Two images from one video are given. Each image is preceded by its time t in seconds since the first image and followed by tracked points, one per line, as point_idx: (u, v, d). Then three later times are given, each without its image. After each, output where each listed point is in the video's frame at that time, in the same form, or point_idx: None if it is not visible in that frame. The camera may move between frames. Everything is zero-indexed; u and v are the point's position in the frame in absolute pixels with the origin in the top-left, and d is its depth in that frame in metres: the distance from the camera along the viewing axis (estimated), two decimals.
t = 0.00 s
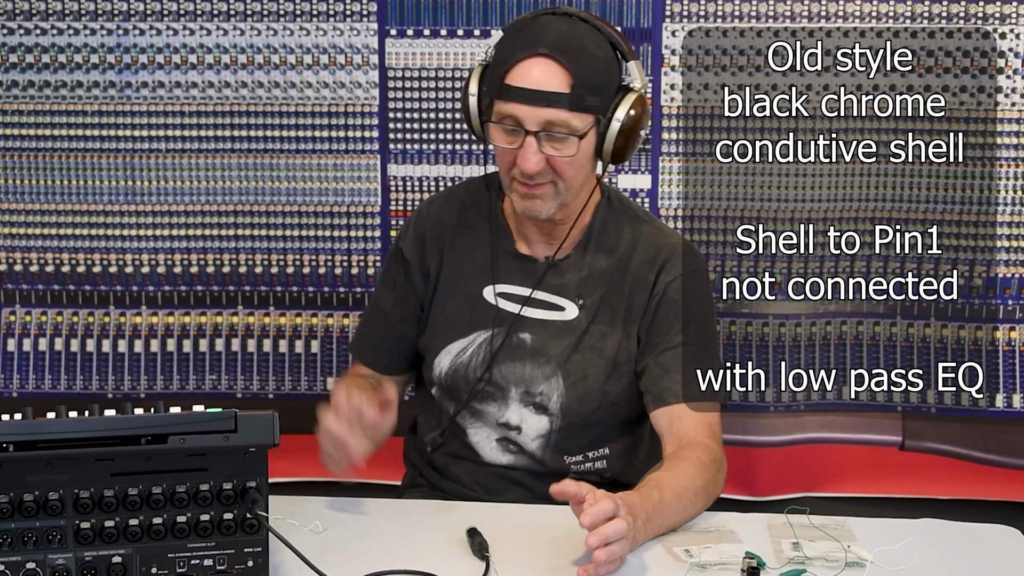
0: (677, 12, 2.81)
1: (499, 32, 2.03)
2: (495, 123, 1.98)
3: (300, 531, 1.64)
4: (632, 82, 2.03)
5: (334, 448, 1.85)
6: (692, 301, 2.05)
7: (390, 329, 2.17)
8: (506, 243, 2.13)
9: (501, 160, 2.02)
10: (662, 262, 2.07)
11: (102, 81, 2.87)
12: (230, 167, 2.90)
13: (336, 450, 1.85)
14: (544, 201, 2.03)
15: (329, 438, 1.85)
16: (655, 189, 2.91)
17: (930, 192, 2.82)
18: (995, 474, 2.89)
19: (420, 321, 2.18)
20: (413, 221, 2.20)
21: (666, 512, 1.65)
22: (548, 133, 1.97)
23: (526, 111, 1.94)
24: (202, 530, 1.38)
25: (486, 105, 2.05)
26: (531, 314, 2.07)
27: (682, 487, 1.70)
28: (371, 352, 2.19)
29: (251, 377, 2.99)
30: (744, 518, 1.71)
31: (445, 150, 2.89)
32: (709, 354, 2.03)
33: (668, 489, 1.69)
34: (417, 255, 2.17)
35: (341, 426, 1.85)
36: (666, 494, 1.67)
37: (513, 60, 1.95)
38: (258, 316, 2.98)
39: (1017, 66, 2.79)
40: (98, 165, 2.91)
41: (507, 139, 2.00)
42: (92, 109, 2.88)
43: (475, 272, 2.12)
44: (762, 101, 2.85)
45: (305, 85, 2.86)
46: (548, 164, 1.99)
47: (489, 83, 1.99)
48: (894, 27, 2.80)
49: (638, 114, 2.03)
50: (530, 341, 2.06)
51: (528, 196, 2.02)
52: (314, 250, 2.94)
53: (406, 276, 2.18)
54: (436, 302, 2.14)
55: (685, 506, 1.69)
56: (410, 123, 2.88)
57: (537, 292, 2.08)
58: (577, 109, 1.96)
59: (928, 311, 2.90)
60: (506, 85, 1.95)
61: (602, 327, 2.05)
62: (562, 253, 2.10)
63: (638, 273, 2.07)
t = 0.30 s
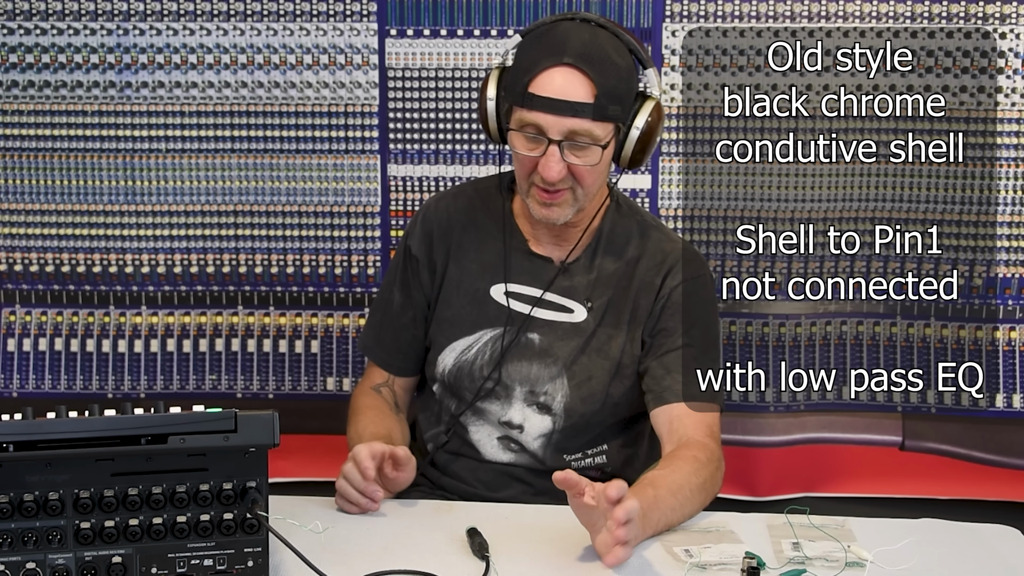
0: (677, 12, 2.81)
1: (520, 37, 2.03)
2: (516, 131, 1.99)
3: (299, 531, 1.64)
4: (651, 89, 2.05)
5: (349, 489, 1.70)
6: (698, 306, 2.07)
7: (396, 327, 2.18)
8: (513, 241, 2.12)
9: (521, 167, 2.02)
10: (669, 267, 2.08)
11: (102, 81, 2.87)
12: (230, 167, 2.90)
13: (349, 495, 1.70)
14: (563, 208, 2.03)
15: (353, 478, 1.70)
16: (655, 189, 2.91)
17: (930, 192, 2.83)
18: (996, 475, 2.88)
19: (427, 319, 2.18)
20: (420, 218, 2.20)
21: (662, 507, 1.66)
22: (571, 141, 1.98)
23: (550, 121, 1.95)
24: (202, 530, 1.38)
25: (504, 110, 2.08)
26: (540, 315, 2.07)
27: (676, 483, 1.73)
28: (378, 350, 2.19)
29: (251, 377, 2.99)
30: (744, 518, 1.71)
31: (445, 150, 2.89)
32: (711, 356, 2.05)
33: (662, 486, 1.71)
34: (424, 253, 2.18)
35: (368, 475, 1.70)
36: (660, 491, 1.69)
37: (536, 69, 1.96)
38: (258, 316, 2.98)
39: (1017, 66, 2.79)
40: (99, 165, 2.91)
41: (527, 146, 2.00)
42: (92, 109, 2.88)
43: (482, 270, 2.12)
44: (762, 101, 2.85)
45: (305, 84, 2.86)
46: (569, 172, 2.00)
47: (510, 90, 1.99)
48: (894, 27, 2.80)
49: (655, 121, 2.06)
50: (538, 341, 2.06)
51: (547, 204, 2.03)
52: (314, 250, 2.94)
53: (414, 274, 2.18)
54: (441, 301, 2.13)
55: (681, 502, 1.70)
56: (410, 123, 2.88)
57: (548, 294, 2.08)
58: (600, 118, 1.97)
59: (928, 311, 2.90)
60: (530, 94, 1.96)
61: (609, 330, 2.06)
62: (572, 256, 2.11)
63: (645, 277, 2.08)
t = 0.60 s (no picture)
0: (677, 12, 2.81)
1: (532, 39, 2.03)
2: (523, 133, 1.99)
3: (299, 531, 1.64)
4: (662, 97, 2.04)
5: (352, 491, 1.70)
6: (703, 309, 2.07)
7: (400, 326, 2.18)
8: (519, 242, 2.13)
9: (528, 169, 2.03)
10: (675, 270, 2.09)
11: (102, 81, 2.87)
12: (230, 167, 2.90)
13: (351, 497, 1.70)
14: (568, 212, 2.04)
15: (358, 481, 1.70)
16: (655, 189, 2.91)
17: (931, 192, 2.82)
18: (996, 474, 2.88)
19: (431, 319, 2.18)
20: (426, 218, 2.20)
21: (661, 505, 1.66)
22: (578, 146, 1.98)
23: (558, 125, 1.95)
24: (202, 530, 1.38)
25: (513, 111, 2.08)
26: (547, 317, 2.07)
27: (675, 483, 1.74)
28: (381, 348, 2.20)
29: (251, 377, 2.99)
30: (744, 518, 1.71)
31: (445, 150, 2.89)
32: (714, 358, 2.05)
33: (661, 485, 1.72)
34: (429, 252, 2.18)
35: (375, 481, 1.69)
36: (658, 490, 1.70)
37: (547, 73, 1.96)
38: (258, 316, 2.98)
39: (1017, 66, 2.79)
40: (99, 165, 2.91)
41: (534, 149, 2.00)
42: (92, 109, 2.88)
43: (488, 271, 2.12)
44: (762, 101, 2.85)
45: (305, 84, 2.86)
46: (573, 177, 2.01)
47: (520, 92, 1.99)
48: (894, 27, 2.80)
49: (666, 128, 2.05)
50: (543, 342, 2.06)
51: (552, 208, 2.04)
52: (314, 250, 2.94)
53: (419, 274, 2.18)
54: (446, 300, 2.13)
55: (681, 501, 1.70)
56: (410, 123, 2.88)
57: (555, 295, 2.08)
58: (607, 125, 1.97)
59: (928, 311, 2.90)
60: (539, 97, 1.96)
61: (614, 332, 2.06)
62: (578, 258, 2.10)
63: (651, 279, 2.08)
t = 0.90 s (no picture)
0: (677, 12, 2.81)
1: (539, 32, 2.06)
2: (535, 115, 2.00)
3: (299, 531, 1.63)
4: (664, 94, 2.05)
5: (354, 491, 1.69)
6: (705, 308, 2.08)
7: (400, 327, 2.18)
8: (520, 243, 2.12)
9: (537, 154, 2.03)
10: (676, 270, 2.09)
11: (102, 81, 2.87)
12: (230, 167, 2.90)
13: (353, 498, 1.69)
14: (575, 200, 2.04)
15: (360, 480, 1.69)
16: (654, 189, 2.91)
17: (930, 192, 2.82)
18: (995, 474, 2.88)
19: (430, 320, 2.18)
20: (426, 219, 2.20)
21: (661, 506, 1.66)
22: (589, 125, 1.98)
23: (569, 102, 1.96)
24: (202, 531, 1.38)
25: (519, 106, 2.09)
26: (547, 319, 2.07)
27: (676, 483, 1.74)
28: (380, 349, 2.20)
29: (251, 377, 2.99)
30: (744, 518, 1.71)
31: (445, 150, 2.89)
32: (716, 359, 2.05)
33: (660, 485, 1.72)
34: (429, 253, 2.18)
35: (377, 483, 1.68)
36: (658, 490, 1.70)
37: (557, 55, 1.98)
38: (258, 316, 2.98)
39: (1017, 66, 2.79)
40: (98, 165, 2.91)
41: (546, 131, 2.01)
42: (92, 109, 2.88)
43: (489, 272, 2.11)
44: (762, 101, 2.85)
45: (305, 84, 2.86)
46: (583, 162, 2.01)
47: (530, 77, 2.01)
48: (894, 27, 2.80)
49: (667, 126, 2.05)
50: (544, 343, 2.06)
51: (559, 196, 2.03)
52: (314, 250, 2.94)
53: (417, 275, 2.18)
54: (446, 301, 2.13)
55: (681, 502, 1.70)
56: (410, 123, 2.88)
57: (556, 297, 2.07)
58: (618, 105, 1.98)
59: (928, 311, 2.90)
60: (550, 77, 1.97)
61: (616, 332, 2.06)
62: (580, 260, 2.10)
63: (654, 279, 2.08)
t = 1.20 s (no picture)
0: (677, 12, 2.81)
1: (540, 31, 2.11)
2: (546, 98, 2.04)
3: (299, 531, 1.63)
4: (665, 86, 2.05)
5: (354, 492, 1.70)
6: (706, 308, 2.08)
7: (400, 329, 2.18)
8: (522, 246, 2.12)
9: (548, 140, 2.06)
10: (677, 269, 2.10)
11: (102, 81, 2.87)
12: (230, 167, 2.90)
13: (353, 498, 1.69)
14: (588, 186, 2.05)
15: (361, 481, 1.69)
16: (655, 189, 2.90)
17: (931, 192, 2.82)
18: (995, 474, 2.88)
19: (429, 322, 2.18)
20: (427, 220, 2.20)
21: (660, 506, 1.66)
22: (599, 105, 2.03)
23: (578, 83, 2.01)
24: (202, 531, 1.38)
25: (523, 100, 2.11)
26: (548, 321, 2.07)
27: (676, 484, 1.74)
28: (380, 350, 2.20)
29: (251, 377, 2.99)
30: (744, 518, 1.71)
31: (445, 150, 2.89)
32: (717, 357, 2.06)
33: (660, 486, 1.72)
34: (429, 255, 2.18)
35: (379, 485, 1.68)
36: (659, 491, 1.70)
37: (563, 40, 2.03)
38: (258, 316, 2.98)
39: (1017, 66, 2.79)
40: (98, 165, 2.91)
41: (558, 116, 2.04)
42: (92, 109, 2.88)
43: (490, 274, 2.11)
44: (762, 101, 2.85)
45: (305, 84, 2.86)
46: (595, 145, 2.04)
47: (536, 65, 2.05)
48: (894, 27, 2.80)
49: (669, 121, 2.08)
50: (546, 346, 2.06)
51: (571, 182, 2.05)
52: (314, 250, 2.94)
53: (417, 276, 2.18)
54: (446, 303, 2.13)
55: (680, 502, 1.70)
56: (410, 123, 2.88)
57: (556, 299, 2.07)
58: (628, 85, 2.02)
59: (928, 311, 2.90)
60: (558, 60, 2.02)
61: (618, 333, 2.06)
62: (582, 262, 2.10)
63: (656, 279, 2.08)
